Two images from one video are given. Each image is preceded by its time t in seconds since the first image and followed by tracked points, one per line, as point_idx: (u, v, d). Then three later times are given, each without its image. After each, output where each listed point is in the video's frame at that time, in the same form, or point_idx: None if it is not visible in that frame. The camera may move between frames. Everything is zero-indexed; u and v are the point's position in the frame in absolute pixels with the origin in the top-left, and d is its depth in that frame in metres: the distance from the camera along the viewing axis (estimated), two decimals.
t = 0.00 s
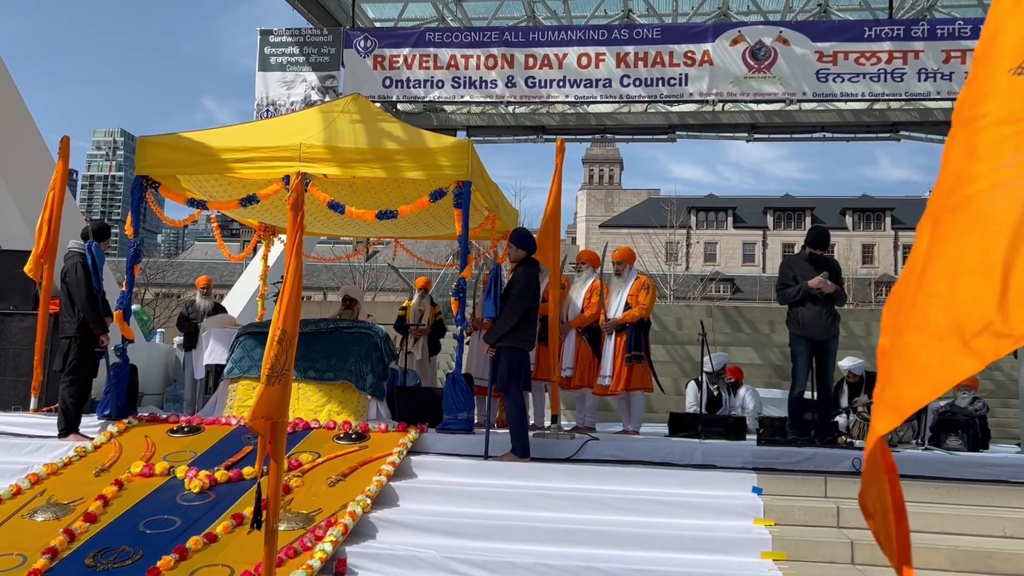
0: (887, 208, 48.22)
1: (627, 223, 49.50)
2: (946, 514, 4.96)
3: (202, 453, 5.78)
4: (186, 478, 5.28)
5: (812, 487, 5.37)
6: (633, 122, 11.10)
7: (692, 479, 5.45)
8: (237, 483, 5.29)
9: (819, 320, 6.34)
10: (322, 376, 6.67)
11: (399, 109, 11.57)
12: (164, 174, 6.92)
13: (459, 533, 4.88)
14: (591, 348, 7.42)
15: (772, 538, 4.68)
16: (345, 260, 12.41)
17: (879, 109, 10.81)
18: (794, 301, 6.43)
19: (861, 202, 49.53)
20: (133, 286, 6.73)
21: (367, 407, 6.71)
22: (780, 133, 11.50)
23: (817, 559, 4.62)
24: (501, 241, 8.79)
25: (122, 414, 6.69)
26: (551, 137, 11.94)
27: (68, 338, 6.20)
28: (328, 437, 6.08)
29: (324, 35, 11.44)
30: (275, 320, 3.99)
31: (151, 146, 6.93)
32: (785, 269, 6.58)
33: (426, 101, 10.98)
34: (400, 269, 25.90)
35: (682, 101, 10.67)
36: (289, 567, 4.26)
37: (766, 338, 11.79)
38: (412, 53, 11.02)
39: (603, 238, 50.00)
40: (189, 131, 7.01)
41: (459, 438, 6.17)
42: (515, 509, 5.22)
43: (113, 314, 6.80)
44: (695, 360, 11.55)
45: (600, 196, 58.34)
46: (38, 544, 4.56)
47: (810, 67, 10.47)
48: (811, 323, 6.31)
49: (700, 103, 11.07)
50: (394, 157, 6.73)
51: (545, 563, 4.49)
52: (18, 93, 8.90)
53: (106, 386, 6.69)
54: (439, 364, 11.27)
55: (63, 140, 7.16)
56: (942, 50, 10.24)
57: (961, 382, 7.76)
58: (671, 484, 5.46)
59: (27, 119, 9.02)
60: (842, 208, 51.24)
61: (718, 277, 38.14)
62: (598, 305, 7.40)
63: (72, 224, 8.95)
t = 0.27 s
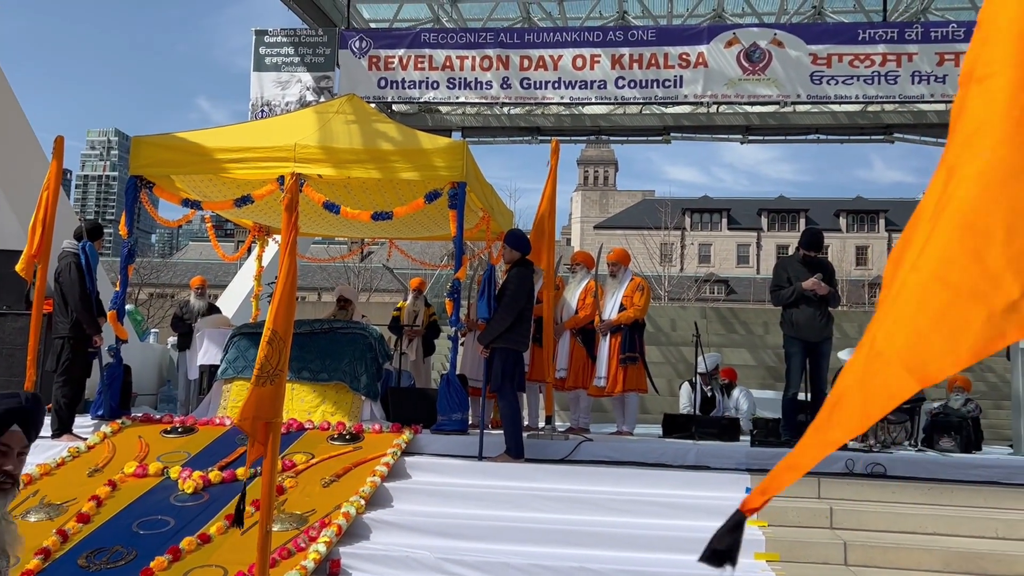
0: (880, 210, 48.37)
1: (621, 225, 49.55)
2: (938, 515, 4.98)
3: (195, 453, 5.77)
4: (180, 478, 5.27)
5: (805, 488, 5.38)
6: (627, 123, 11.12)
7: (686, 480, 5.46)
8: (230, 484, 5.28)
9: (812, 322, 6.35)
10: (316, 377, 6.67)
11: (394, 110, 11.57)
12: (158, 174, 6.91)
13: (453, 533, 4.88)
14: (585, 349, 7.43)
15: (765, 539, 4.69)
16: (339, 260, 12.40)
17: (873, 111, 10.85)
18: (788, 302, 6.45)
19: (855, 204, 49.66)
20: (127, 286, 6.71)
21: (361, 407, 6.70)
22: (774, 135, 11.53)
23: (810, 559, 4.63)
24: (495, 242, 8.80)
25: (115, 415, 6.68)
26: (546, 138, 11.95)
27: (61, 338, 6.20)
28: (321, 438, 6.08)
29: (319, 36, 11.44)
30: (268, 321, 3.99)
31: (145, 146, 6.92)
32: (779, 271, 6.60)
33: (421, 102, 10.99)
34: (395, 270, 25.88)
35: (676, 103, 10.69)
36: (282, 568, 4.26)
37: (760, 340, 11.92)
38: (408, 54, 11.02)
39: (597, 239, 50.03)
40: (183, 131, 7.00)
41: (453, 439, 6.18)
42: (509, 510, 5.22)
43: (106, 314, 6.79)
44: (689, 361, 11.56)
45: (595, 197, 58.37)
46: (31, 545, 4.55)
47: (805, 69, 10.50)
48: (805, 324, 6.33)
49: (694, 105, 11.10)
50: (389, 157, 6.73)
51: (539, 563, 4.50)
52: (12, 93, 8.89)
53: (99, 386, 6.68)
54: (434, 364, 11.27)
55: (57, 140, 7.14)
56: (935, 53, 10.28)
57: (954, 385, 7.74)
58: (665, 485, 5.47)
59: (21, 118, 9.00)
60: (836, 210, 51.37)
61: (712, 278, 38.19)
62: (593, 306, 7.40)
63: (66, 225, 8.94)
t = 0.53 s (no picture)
0: (876, 210, 48.43)
1: (618, 224, 49.58)
2: (933, 515, 4.99)
3: (191, 453, 5.77)
4: (175, 478, 5.26)
5: (801, 488, 5.39)
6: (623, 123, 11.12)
7: (681, 480, 5.46)
8: (226, 483, 5.28)
9: (808, 322, 6.36)
10: (312, 377, 6.67)
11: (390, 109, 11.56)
12: (154, 173, 6.89)
13: (448, 533, 4.88)
14: (581, 349, 7.43)
15: (760, 539, 4.69)
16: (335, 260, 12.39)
17: (868, 112, 10.86)
18: (784, 302, 6.46)
19: (851, 204, 49.75)
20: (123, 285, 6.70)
21: (356, 406, 6.69)
22: (770, 135, 11.54)
23: (805, 559, 4.64)
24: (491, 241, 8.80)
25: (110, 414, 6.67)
26: (542, 138, 11.95)
27: (57, 337, 6.19)
28: (317, 438, 6.08)
29: (316, 35, 11.43)
30: (264, 320, 3.99)
31: (141, 144, 6.91)
32: (775, 270, 6.61)
33: (417, 101, 10.98)
34: (390, 269, 25.87)
35: (673, 103, 10.69)
36: (278, 567, 4.26)
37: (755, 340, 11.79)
38: (404, 54, 11.01)
39: (593, 239, 50.04)
40: (179, 130, 6.99)
41: (449, 439, 6.18)
42: (505, 510, 5.22)
43: (102, 313, 6.77)
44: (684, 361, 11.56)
45: (591, 197, 58.39)
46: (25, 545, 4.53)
47: (801, 70, 10.51)
48: (801, 325, 6.34)
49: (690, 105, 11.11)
50: (386, 157, 6.73)
51: (535, 563, 4.50)
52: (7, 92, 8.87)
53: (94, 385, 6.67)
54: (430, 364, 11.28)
55: (52, 139, 7.13)
56: (931, 54, 10.30)
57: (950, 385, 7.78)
58: (661, 485, 5.47)
59: (17, 117, 8.99)
60: (832, 210, 51.42)
61: (708, 278, 38.23)
62: (589, 306, 7.40)
63: (61, 224, 8.92)
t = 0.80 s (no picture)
0: (873, 209, 48.47)
1: (615, 223, 49.58)
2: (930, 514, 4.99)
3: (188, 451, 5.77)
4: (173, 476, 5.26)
5: (798, 487, 5.39)
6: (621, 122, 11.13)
7: (679, 479, 5.47)
8: (223, 482, 5.28)
9: (806, 321, 6.36)
10: (310, 375, 6.68)
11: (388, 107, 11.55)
12: (152, 171, 6.89)
13: (446, 531, 4.89)
14: (578, 348, 7.44)
15: (758, 538, 4.71)
16: (332, 258, 12.38)
17: (866, 111, 10.87)
18: (781, 301, 6.46)
19: (848, 202, 49.80)
20: (120, 283, 6.70)
21: (355, 405, 6.69)
22: (768, 134, 11.55)
23: (802, 558, 4.65)
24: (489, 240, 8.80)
25: (107, 413, 6.67)
26: (540, 137, 11.96)
27: (54, 335, 6.19)
28: (315, 436, 6.08)
29: (313, 33, 11.42)
30: (262, 318, 3.99)
31: (139, 143, 6.90)
32: (772, 269, 6.61)
33: (415, 100, 10.97)
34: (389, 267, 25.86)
35: (671, 102, 10.70)
36: (276, 565, 4.26)
37: (753, 338, 11.86)
38: (402, 52, 11.00)
39: (591, 237, 50.05)
40: (177, 128, 6.98)
41: (446, 438, 6.18)
42: (503, 508, 5.23)
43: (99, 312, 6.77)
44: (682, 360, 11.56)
45: (589, 195, 58.39)
46: (23, 543, 4.53)
47: (798, 69, 10.53)
48: (799, 324, 6.33)
49: (688, 104, 11.12)
50: (384, 155, 6.73)
51: (533, 561, 4.50)
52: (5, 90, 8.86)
53: (92, 383, 6.67)
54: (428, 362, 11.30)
55: (50, 137, 7.13)
56: (929, 53, 10.30)
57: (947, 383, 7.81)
58: (658, 483, 5.48)
59: (14, 116, 8.98)
60: (830, 208, 51.45)
61: (705, 277, 38.25)
62: (587, 304, 7.40)
63: (58, 222, 8.92)
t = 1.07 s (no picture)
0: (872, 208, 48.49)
1: (614, 221, 49.56)
2: (928, 512, 5.00)
3: (187, 449, 5.77)
4: (172, 474, 5.26)
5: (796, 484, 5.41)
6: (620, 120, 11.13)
7: (678, 477, 5.47)
8: (223, 479, 5.28)
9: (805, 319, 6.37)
10: (309, 373, 6.67)
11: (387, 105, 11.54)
12: (151, 168, 6.88)
13: (446, 529, 4.89)
14: (577, 346, 7.41)
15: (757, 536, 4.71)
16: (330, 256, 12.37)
17: (865, 109, 10.88)
18: (780, 299, 6.47)
19: (847, 201, 49.83)
20: (119, 281, 6.69)
21: (354, 403, 6.73)
22: (767, 132, 11.55)
23: (802, 556, 4.65)
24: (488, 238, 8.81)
25: (107, 410, 6.67)
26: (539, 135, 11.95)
27: (54, 333, 6.18)
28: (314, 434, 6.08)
29: (313, 31, 11.40)
30: (262, 317, 3.99)
31: (138, 140, 6.90)
32: (771, 267, 6.63)
33: (414, 98, 10.96)
34: (387, 266, 25.88)
35: (670, 100, 10.70)
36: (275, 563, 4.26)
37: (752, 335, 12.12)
38: (401, 50, 11.01)
39: (590, 236, 50.03)
40: (176, 126, 6.97)
41: (445, 436, 6.18)
42: (502, 506, 5.23)
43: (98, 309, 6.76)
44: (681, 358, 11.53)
45: (588, 193, 58.42)
46: (22, 540, 4.53)
47: (797, 68, 10.54)
48: (798, 322, 6.33)
49: (687, 102, 11.12)
50: (383, 153, 6.73)
51: (532, 559, 4.51)
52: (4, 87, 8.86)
53: (91, 381, 6.67)
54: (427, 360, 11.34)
55: (49, 134, 7.12)
56: (928, 52, 10.31)
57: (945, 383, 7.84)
58: (657, 481, 5.48)
59: (13, 113, 8.97)
60: (828, 207, 51.45)
61: (704, 276, 38.25)
62: (586, 303, 7.39)
63: (57, 220, 8.91)
